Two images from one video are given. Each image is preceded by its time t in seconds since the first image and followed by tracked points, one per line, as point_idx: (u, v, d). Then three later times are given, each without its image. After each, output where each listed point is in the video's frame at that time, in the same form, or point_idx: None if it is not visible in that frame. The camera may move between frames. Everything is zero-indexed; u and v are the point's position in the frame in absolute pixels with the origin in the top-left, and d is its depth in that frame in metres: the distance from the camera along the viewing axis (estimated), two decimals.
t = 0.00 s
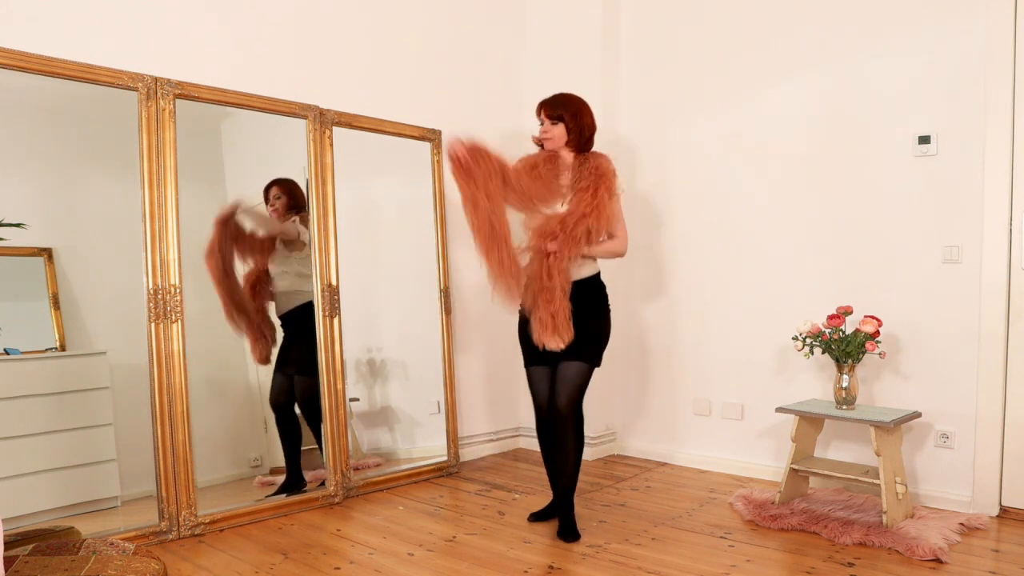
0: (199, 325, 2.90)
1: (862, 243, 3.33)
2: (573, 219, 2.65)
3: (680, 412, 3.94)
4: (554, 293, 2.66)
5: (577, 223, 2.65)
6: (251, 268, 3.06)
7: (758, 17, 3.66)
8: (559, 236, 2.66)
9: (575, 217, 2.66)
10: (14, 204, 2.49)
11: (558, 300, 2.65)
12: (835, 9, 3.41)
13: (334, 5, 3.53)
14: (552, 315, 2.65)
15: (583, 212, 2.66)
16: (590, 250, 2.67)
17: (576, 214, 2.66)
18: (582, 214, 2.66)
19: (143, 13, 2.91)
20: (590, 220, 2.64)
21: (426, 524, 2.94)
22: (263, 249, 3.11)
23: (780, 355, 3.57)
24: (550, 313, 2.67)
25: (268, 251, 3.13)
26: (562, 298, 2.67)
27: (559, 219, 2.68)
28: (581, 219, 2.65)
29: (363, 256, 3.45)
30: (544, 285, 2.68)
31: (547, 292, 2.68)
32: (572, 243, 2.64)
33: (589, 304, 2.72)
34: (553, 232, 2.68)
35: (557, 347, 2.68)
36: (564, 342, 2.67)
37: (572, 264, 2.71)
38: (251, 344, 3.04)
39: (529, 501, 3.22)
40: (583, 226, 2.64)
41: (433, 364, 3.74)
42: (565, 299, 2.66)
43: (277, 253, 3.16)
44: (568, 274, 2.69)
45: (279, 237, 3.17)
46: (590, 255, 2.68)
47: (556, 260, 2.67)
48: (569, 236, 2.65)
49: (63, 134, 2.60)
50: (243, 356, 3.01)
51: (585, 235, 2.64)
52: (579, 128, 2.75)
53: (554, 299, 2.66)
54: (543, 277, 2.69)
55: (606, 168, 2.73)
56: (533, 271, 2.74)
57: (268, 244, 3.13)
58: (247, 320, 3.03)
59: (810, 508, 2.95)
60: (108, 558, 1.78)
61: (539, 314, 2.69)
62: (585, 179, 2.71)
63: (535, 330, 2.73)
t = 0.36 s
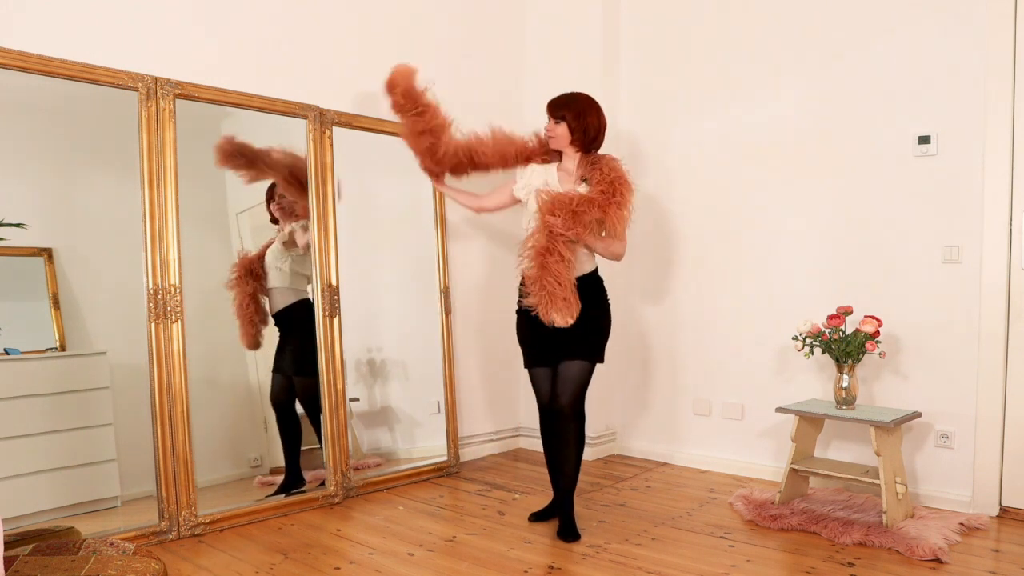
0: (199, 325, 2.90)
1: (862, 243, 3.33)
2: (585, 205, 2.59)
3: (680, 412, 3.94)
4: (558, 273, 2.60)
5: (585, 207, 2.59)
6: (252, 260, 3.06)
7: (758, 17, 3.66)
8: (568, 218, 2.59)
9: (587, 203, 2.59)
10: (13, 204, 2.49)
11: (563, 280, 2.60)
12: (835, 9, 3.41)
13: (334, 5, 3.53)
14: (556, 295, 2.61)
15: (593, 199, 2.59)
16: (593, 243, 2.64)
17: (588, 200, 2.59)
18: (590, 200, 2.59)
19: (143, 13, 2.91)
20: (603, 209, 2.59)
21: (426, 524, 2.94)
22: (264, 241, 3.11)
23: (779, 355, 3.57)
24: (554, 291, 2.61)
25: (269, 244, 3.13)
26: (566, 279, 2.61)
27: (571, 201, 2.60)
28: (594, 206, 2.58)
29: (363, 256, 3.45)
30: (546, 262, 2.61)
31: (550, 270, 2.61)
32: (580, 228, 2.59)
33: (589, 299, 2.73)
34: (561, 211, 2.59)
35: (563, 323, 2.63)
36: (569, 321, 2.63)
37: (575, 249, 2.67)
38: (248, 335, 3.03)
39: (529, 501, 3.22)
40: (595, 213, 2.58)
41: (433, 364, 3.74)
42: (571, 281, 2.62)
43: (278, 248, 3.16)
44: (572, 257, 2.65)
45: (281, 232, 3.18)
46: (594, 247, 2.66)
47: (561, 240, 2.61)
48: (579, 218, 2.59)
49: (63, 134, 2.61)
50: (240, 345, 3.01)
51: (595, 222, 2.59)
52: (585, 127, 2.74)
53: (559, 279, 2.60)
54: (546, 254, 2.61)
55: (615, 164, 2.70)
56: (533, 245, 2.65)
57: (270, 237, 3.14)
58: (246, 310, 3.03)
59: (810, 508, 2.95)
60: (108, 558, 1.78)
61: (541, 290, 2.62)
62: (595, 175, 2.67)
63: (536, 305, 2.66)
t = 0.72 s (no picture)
0: (199, 325, 2.90)
1: (862, 243, 3.32)
2: (583, 213, 2.63)
3: (680, 412, 3.94)
4: (546, 274, 2.66)
5: (581, 215, 2.63)
6: (256, 261, 3.08)
7: (758, 17, 3.66)
8: (563, 225, 2.65)
9: (584, 212, 2.63)
10: (13, 204, 2.50)
11: (549, 281, 2.66)
12: (835, 9, 3.41)
13: (334, 5, 3.53)
14: (541, 295, 2.66)
15: (591, 207, 2.64)
16: (590, 252, 2.67)
17: (585, 208, 2.64)
18: (587, 208, 2.64)
19: (143, 13, 2.91)
20: (599, 218, 2.63)
21: (426, 524, 2.94)
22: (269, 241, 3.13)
23: (780, 355, 3.57)
24: (540, 290, 2.66)
25: (274, 246, 3.15)
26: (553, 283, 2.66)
27: (569, 210, 2.65)
28: (592, 214, 2.63)
29: (363, 256, 3.45)
30: (536, 263, 2.68)
31: (539, 271, 2.67)
32: (574, 235, 2.64)
33: (586, 305, 2.74)
34: (556, 217, 2.66)
35: (546, 325, 2.67)
36: (551, 324, 2.66)
37: (570, 254, 2.72)
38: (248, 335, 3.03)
39: (529, 501, 3.22)
40: (592, 222, 2.63)
41: (432, 364, 3.74)
42: (558, 285, 2.67)
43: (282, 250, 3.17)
44: (564, 262, 2.70)
45: (285, 235, 3.19)
46: (590, 255, 2.68)
47: (553, 244, 2.66)
48: (573, 224, 2.64)
49: (63, 134, 2.61)
50: (235, 346, 3.00)
51: (591, 231, 2.63)
52: (584, 136, 2.73)
53: (547, 280, 2.66)
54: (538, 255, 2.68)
55: (620, 176, 2.73)
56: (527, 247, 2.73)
57: (274, 239, 3.15)
58: (244, 311, 3.03)
59: (810, 508, 2.95)
60: (108, 558, 1.79)
61: (528, 289, 2.69)
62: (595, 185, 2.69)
63: (523, 302, 2.73)
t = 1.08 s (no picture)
0: (199, 325, 2.90)
1: (862, 243, 3.33)
2: (584, 219, 2.61)
3: (680, 412, 3.94)
4: (548, 285, 2.63)
5: (582, 223, 2.61)
6: (257, 264, 3.08)
7: (758, 17, 3.66)
8: (564, 234, 2.61)
9: (584, 218, 2.61)
10: (13, 204, 2.49)
11: (551, 292, 2.63)
12: (835, 9, 3.41)
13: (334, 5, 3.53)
14: (543, 307, 2.63)
15: (591, 215, 2.62)
16: (591, 258, 2.66)
17: (585, 215, 2.62)
18: (588, 215, 2.62)
19: (143, 13, 2.91)
20: (599, 225, 2.61)
21: (426, 524, 2.94)
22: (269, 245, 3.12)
23: (780, 355, 3.57)
24: (542, 301, 2.63)
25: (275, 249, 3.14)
26: (555, 293, 2.64)
27: (570, 216, 2.62)
28: (592, 220, 2.61)
29: (363, 256, 3.45)
30: (538, 274, 2.64)
31: (541, 282, 2.63)
32: (576, 243, 2.61)
33: (584, 307, 2.75)
34: (557, 223, 2.62)
35: (545, 336, 2.66)
36: (551, 335, 2.65)
37: (569, 261, 2.70)
38: (263, 340, 3.08)
39: (529, 501, 3.22)
40: (592, 228, 2.61)
41: (432, 364, 3.73)
42: (560, 295, 2.64)
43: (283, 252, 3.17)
44: (564, 270, 2.68)
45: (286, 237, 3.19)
46: (590, 261, 2.68)
47: (554, 252, 2.63)
48: (574, 233, 2.61)
49: (63, 134, 2.61)
50: (256, 353, 3.05)
51: (591, 237, 2.62)
52: (589, 139, 2.76)
53: (549, 291, 2.63)
54: (540, 266, 2.63)
55: (620, 180, 2.73)
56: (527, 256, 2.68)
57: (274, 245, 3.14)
58: (253, 317, 3.05)
59: (810, 508, 2.95)
60: (108, 558, 1.78)
61: (529, 301, 2.65)
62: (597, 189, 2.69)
63: (523, 313, 2.69)
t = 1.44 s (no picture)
0: (199, 325, 2.90)
1: (861, 244, 3.33)
2: (581, 218, 2.62)
3: (680, 412, 3.94)
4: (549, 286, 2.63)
5: (580, 222, 2.62)
6: (257, 264, 3.08)
7: (757, 17, 3.66)
8: (562, 234, 2.62)
9: (582, 217, 2.62)
10: (13, 204, 2.50)
11: (553, 293, 2.63)
12: (835, 9, 3.41)
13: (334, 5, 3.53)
14: (547, 308, 2.63)
15: (589, 214, 2.62)
16: (590, 258, 2.67)
17: (583, 214, 2.62)
18: (585, 214, 2.62)
19: (143, 13, 2.91)
20: (597, 224, 2.62)
21: (426, 524, 2.94)
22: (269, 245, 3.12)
23: (780, 355, 3.57)
24: (545, 302, 2.64)
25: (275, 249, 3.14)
26: (557, 294, 2.64)
27: (567, 216, 2.63)
28: (590, 219, 2.62)
29: (363, 257, 3.45)
30: (539, 275, 2.64)
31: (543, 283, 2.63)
32: (574, 242, 2.62)
33: (581, 305, 2.75)
34: (554, 223, 2.63)
35: (552, 337, 2.65)
36: (558, 334, 2.64)
37: (569, 261, 2.70)
38: (262, 342, 3.07)
39: (529, 501, 3.22)
40: (590, 227, 2.62)
41: (433, 364, 3.74)
42: (563, 295, 2.65)
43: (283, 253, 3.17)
44: (565, 270, 2.68)
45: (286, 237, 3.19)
46: (589, 261, 2.68)
47: (553, 253, 2.63)
48: (573, 231, 2.62)
49: (63, 135, 2.61)
50: (256, 352, 3.05)
51: (589, 235, 2.63)
52: (589, 139, 2.76)
53: (550, 291, 2.63)
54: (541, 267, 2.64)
55: (616, 179, 2.74)
56: (526, 258, 2.68)
57: (272, 245, 3.13)
58: (253, 318, 3.05)
59: (810, 508, 2.95)
60: (108, 558, 1.77)
61: (532, 303, 2.65)
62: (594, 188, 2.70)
63: (527, 316, 2.68)
